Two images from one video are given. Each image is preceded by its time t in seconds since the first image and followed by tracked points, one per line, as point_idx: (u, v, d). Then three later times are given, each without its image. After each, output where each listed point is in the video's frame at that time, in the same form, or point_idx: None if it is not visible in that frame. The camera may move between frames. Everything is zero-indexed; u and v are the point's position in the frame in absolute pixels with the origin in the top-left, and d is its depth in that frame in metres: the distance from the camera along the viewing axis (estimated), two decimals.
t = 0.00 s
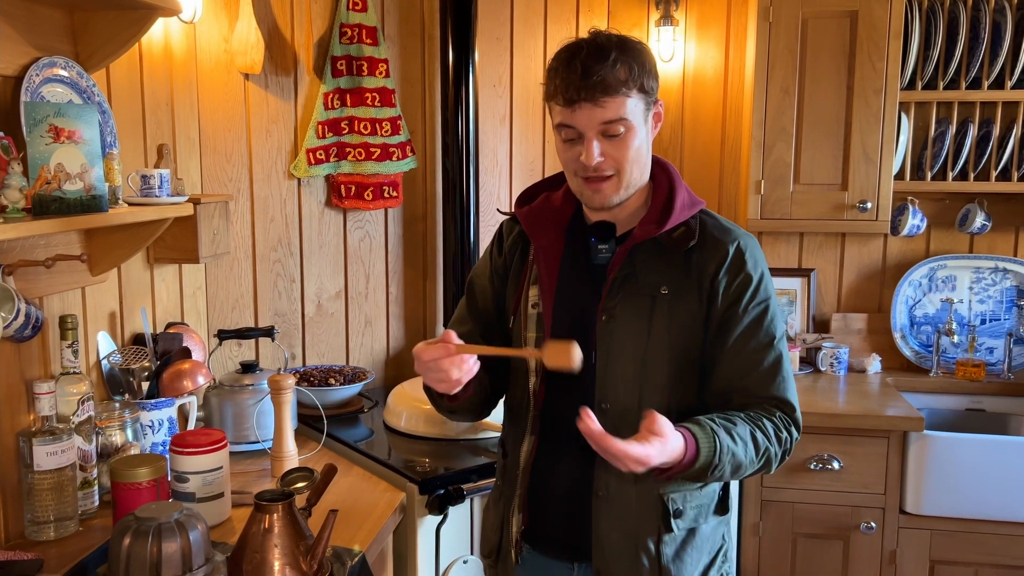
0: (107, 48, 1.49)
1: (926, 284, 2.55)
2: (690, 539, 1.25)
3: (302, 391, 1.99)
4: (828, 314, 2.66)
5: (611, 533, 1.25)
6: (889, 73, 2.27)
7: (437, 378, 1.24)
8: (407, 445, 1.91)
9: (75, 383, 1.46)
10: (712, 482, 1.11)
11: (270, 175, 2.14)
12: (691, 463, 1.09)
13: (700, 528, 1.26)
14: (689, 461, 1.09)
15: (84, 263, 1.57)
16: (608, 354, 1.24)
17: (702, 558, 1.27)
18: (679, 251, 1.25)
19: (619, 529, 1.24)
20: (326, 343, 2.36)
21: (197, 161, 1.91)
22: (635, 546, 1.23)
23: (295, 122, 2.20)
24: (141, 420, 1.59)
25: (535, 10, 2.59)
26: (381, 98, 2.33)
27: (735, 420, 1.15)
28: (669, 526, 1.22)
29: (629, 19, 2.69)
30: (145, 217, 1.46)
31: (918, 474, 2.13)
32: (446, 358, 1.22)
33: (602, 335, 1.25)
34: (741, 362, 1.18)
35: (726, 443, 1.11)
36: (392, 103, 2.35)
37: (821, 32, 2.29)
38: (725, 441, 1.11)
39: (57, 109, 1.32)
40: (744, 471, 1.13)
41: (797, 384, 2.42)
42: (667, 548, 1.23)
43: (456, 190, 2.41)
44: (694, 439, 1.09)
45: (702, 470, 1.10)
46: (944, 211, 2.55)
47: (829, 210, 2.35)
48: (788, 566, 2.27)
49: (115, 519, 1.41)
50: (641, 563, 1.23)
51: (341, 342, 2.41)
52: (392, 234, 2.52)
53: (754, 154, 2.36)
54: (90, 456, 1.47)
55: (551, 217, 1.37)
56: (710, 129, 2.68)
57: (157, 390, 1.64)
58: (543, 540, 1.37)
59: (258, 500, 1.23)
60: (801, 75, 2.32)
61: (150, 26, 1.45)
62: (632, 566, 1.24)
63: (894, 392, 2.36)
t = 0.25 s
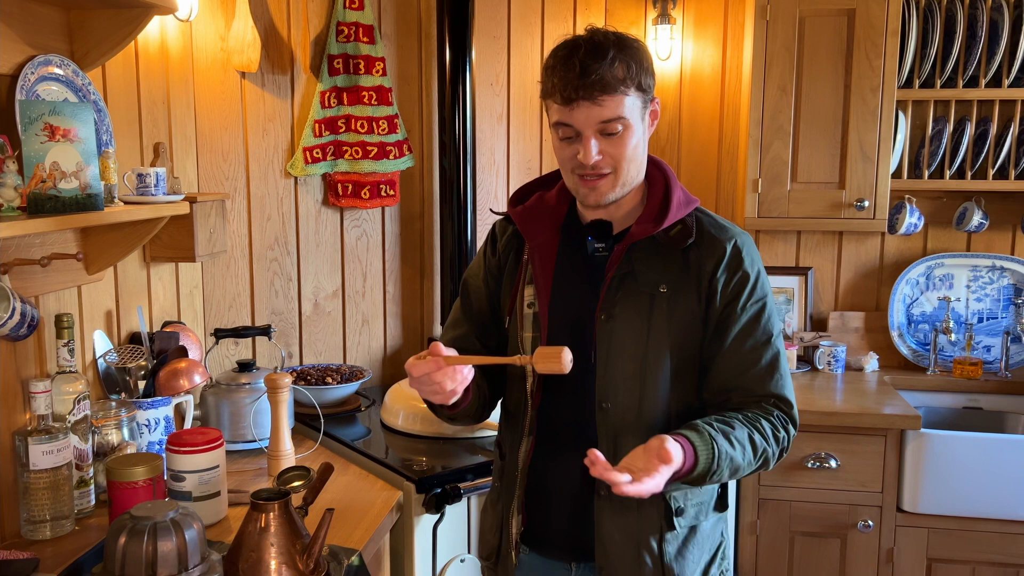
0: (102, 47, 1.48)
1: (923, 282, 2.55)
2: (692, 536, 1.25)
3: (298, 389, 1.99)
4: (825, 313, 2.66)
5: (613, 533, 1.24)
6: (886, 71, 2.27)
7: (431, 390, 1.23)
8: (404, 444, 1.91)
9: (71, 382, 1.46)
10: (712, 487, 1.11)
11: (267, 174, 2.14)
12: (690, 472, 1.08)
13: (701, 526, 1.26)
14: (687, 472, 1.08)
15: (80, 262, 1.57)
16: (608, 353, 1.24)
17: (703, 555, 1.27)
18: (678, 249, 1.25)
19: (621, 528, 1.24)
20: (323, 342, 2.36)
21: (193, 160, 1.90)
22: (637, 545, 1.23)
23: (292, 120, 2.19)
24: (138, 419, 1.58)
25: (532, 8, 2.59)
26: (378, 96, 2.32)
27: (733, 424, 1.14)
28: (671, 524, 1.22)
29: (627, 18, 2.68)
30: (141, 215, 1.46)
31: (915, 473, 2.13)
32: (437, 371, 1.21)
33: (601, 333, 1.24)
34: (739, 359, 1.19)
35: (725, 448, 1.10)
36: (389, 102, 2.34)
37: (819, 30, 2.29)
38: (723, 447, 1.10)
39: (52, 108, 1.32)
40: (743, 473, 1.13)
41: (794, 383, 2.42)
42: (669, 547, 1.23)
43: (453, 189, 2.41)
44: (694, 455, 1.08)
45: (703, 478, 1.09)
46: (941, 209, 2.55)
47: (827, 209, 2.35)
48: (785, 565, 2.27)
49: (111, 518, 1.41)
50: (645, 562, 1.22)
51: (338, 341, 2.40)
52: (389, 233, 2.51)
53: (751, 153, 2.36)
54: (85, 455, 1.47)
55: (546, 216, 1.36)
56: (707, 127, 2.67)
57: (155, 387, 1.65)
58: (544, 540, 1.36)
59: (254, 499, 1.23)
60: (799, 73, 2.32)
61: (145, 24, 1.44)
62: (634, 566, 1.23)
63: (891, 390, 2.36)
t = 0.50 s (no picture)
0: (101, 46, 1.48)
1: (923, 281, 2.55)
2: (682, 539, 1.25)
3: (297, 388, 1.99)
4: (824, 311, 2.66)
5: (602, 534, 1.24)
6: (886, 70, 2.27)
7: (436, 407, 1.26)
8: (404, 443, 1.91)
9: (70, 381, 1.46)
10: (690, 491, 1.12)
11: (266, 173, 2.13)
12: (658, 472, 1.10)
13: (693, 528, 1.26)
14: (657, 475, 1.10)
15: (79, 261, 1.57)
16: (599, 355, 1.24)
17: (694, 558, 1.27)
18: (672, 250, 1.24)
19: (610, 530, 1.24)
20: (322, 341, 2.35)
21: (193, 159, 1.90)
22: (627, 547, 1.23)
23: (291, 119, 2.19)
24: (136, 419, 1.58)
25: (532, 6, 2.58)
26: (377, 95, 2.32)
27: (712, 427, 1.15)
28: (661, 527, 1.21)
29: (626, 17, 2.67)
30: (140, 214, 1.46)
31: (914, 471, 2.13)
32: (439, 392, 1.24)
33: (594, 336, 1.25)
34: (729, 360, 1.18)
35: (699, 451, 1.11)
36: (389, 100, 2.34)
37: (818, 29, 2.29)
38: (697, 450, 1.11)
39: (50, 106, 1.31)
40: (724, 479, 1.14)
41: (794, 381, 2.42)
42: (659, 550, 1.22)
43: (452, 187, 2.41)
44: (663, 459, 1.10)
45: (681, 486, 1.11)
46: (941, 208, 2.55)
47: (826, 208, 2.35)
48: (785, 563, 2.27)
49: (110, 517, 1.40)
50: (634, 564, 1.22)
51: (337, 340, 2.40)
52: (389, 231, 2.51)
53: (750, 151, 2.36)
54: (84, 455, 1.46)
55: (542, 218, 1.35)
56: (706, 125, 2.66)
57: (155, 386, 1.66)
58: (536, 539, 1.36)
59: (253, 498, 1.22)
60: (798, 72, 2.32)
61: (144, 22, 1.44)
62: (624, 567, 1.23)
63: (891, 388, 2.36)
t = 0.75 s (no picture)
0: (98, 44, 1.48)
1: (922, 280, 2.55)
2: (649, 544, 1.23)
3: (296, 387, 1.98)
4: (824, 310, 2.66)
5: (571, 537, 1.25)
6: (886, 68, 2.26)
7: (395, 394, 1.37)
8: (403, 442, 1.90)
9: (69, 380, 1.46)
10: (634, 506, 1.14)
11: (265, 172, 2.13)
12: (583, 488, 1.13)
13: (665, 533, 1.23)
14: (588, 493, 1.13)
15: (77, 259, 1.57)
16: (569, 359, 1.21)
17: (666, 562, 1.24)
18: (643, 253, 1.20)
19: (576, 529, 1.25)
20: (321, 340, 2.35)
21: (192, 158, 1.90)
22: (594, 549, 1.23)
23: (290, 118, 2.18)
24: (135, 418, 1.58)
25: (531, 5, 2.58)
26: (376, 94, 2.32)
27: (654, 444, 1.14)
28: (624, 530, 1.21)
29: (626, 16, 2.63)
30: (138, 213, 1.46)
31: (914, 470, 2.13)
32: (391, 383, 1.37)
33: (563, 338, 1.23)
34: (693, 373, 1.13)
35: (629, 472, 1.12)
36: (388, 99, 2.34)
37: (818, 27, 2.29)
38: (630, 472, 1.12)
39: (48, 104, 1.30)
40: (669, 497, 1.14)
41: (794, 380, 2.42)
42: (623, 552, 1.22)
43: (452, 186, 2.40)
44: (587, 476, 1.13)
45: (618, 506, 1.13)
46: (940, 206, 2.55)
47: (826, 206, 2.35)
48: (784, 562, 2.27)
49: (109, 517, 1.40)
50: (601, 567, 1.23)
51: (337, 338, 2.40)
52: (388, 230, 2.51)
53: (750, 150, 2.36)
54: (83, 454, 1.46)
55: (530, 217, 1.34)
56: (706, 123, 2.66)
57: (154, 385, 1.64)
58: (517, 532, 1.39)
59: (253, 497, 1.22)
60: (798, 70, 2.31)
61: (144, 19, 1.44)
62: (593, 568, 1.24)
63: (891, 387, 2.36)
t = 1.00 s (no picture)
0: (98, 42, 1.47)
1: (923, 278, 2.55)
2: (591, 548, 1.20)
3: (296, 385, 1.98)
4: (825, 308, 2.66)
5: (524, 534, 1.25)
6: (887, 66, 2.26)
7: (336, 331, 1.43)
8: (404, 440, 1.90)
9: (69, 378, 1.46)
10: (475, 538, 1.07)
11: (265, 169, 2.12)
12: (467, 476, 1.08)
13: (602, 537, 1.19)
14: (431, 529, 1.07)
15: (77, 257, 1.56)
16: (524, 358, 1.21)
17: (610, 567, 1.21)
18: (603, 259, 1.16)
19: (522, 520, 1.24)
20: (322, 338, 2.35)
21: (192, 156, 1.89)
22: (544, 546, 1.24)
23: (290, 115, 2.18)
24: (135, 416, 1.58)
25: (531, 3, 2.57)
26: (376, 91, 2.32)
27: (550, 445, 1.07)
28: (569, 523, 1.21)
29: (626, 13, 2.63)
30: (138, 211, 1.45)
31: (915, 469, 2.13)
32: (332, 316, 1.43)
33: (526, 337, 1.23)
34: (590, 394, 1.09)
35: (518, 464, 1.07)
36: (388, 97, 2.34)
37: (819, 25, 2.29)
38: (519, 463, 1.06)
39: (48, 102, 1.30)
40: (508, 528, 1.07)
41: (794, 379, 2.42)
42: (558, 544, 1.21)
43: (452, 184, 2.40)
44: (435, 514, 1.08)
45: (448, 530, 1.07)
46: (941, 205, 2.55)
47: (827, 204, 2.35)
48: (785, 561, 2.26)
49: (109, 515, 1.40)
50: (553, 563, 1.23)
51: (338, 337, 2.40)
52: (388, 229, 2.51)
53: (751, 148, 2.36)
54: (84, 452, 1.46)
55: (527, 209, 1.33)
56: (707, 121, 2.65)
57: (154, 384, 1.64)
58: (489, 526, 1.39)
59: (253, 496, 1.21)
60: (798, 68, 2.31)
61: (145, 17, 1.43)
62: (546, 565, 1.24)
63: (891, 386, 2.36)
